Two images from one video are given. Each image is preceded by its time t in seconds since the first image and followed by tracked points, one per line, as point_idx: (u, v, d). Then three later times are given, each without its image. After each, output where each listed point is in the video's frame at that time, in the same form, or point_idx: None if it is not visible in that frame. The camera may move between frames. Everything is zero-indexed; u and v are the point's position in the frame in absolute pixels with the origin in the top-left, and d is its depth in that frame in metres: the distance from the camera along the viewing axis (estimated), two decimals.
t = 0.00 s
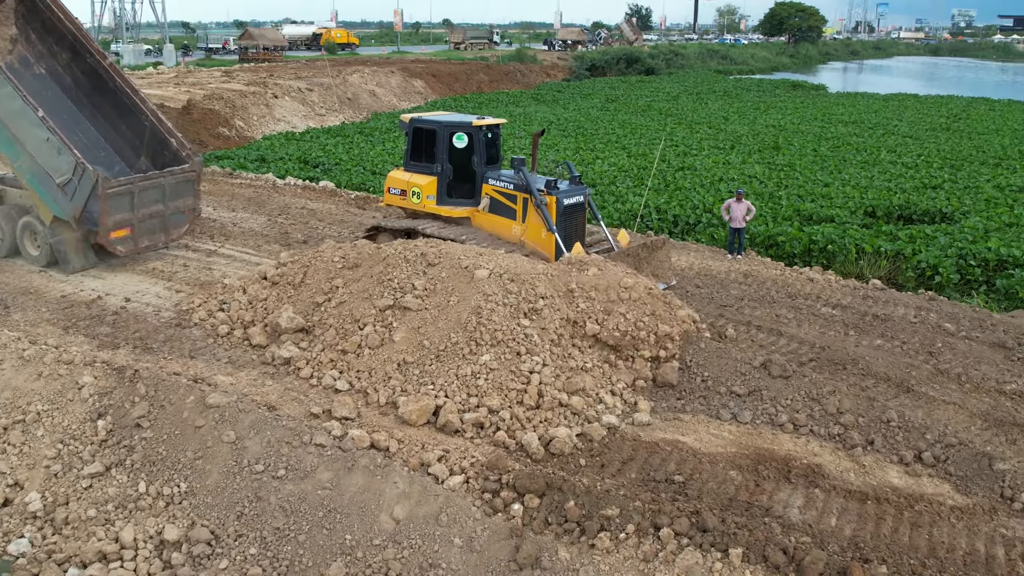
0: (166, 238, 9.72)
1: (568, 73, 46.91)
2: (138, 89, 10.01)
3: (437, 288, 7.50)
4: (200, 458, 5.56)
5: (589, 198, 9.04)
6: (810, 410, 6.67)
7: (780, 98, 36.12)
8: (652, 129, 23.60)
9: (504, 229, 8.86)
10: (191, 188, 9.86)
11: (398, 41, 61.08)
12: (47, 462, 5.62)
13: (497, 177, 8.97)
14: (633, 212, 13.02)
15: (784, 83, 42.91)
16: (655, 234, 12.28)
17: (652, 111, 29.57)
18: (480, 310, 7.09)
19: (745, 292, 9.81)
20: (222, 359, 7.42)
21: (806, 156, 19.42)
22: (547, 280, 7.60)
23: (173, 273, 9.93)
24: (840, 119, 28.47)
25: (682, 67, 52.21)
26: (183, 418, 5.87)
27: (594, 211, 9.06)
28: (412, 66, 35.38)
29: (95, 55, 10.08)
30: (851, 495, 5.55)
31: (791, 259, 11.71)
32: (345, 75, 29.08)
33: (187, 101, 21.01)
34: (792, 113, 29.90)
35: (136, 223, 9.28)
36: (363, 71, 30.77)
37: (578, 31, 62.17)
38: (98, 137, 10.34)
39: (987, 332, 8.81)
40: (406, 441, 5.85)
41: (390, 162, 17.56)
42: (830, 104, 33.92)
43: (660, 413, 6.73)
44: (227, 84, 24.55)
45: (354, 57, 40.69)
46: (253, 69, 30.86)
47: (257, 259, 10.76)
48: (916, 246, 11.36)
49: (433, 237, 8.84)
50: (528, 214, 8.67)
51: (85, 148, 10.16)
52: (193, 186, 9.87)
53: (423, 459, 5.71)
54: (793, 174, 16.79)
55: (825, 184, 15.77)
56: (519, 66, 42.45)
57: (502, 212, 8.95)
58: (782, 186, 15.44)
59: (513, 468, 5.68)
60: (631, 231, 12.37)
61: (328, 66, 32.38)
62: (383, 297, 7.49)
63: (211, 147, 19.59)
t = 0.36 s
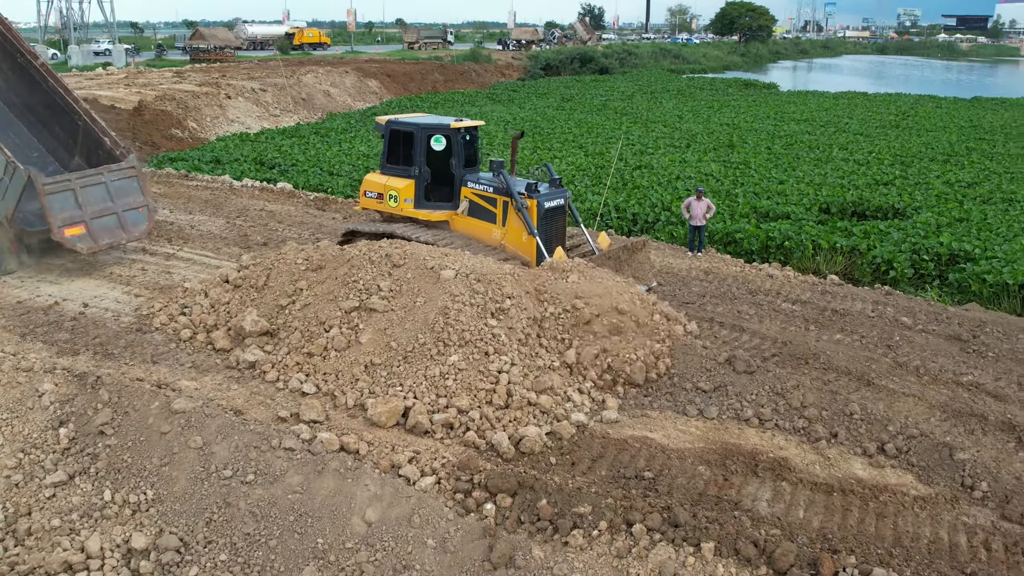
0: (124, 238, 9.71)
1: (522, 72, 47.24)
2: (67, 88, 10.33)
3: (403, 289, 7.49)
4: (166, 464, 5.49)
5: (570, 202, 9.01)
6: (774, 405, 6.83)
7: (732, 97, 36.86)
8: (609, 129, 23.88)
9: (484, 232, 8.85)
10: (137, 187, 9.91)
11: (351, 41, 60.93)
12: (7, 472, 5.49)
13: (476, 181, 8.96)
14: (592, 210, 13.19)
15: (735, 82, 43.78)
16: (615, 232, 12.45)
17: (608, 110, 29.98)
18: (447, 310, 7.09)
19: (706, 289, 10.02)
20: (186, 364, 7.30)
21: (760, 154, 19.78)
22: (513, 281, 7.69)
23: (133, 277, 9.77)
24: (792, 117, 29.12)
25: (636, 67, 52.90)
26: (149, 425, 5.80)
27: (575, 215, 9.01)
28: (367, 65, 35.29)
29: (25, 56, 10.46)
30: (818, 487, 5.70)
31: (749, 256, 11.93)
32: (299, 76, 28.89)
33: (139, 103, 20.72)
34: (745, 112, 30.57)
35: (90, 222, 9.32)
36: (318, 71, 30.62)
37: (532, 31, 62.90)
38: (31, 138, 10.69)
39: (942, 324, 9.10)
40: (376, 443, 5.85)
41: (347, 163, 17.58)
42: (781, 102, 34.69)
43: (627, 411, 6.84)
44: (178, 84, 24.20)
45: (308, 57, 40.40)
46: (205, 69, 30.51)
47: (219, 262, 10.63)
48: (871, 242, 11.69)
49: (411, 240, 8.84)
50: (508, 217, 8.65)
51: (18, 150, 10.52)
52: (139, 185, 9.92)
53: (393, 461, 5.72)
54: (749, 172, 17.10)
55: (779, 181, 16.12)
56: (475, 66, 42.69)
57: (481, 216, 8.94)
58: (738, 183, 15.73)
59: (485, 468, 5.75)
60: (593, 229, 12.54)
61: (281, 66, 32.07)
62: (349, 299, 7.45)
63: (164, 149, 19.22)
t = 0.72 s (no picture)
0: (59, 234, 9.74)
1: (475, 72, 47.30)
2: None
3: (370, 290, 7.45)
4: (133, 472, 5.41)
5: (551, 204, 9.00)
6: (740, 400, 6.95)
7: (685, 97, 37.38)
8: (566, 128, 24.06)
9: (465, 237, 8.83)
10: (69, 184, 10.01)
11: (300, 40, 60.34)
12: None
13: (456, 185, 8.92)
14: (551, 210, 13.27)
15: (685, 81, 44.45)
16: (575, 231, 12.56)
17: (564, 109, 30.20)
18: (415, 311, 7.08)
19: (669, 286, 10.16)
20: (148, 370, 7.16)
21: (714, 152, 20.08)
22: (480, 281, 7.71)
23: (89, 283, 9.55)
24: (743, 115, 29.67)
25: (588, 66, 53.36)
26: (114, 433, 5.71)
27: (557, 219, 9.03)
28: (318, 66, 34.99)
29: None
30: (786, 480, 5.82)
31: (708, 253, 12.13)
32: (250, 76, 28.50)
33: (86, 104, 20.27)
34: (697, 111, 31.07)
35: (25, 219, 9.36)
36: (269, 71, 30.27)
37: (484, 31, 63.17)
38: None
39: (898, 318, 9.34)
40: (347, 447, 5.82)
41: (301, 164, 17.51)
42: (733, 101, 35.29)
43: (597, 408, 6.91)
44: (126, 86, 23.70)
45: (258, 58, 39.87)
46: (153, 70, 29.91)
47: (178, 265, 10.44)
48: (826, 238, 11.94)
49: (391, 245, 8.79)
50: (489, 221, 8.63)
51: None
52: (72, 182, 10.03)
53: (365, 464, 5.70)
54: (704, 170, 17.36)
55: (734, 179, 16.39)
56: (428, 65, 42.66)
57: (462, 220, 8.91)
58: (693, 182, 15.95)
59: (458, 468, 5.75)
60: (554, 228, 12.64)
61: (230, 66, 31.60)
62: (314, 301, 7.38)
63: (114, 151, 18.81)
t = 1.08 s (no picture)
0: None
1: (430, 72, 47.22)
2: None
3: (340, 292, 7.39)
4: (105, 480, 5.34)
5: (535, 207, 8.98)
6: (710, 395, 7.05)
7: (640, 95, 37.71)
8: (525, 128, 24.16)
9: (450, 241, 8.74)
10: None
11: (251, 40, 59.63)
12: None
13: (439, 188, 8.83)
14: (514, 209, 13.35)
15: (640, 81, 44.88)
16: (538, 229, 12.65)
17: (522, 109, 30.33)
18: (386, 312, 7.05)
19: (635, 283, 10.27)
20: (115, 375, 7.02)
21: (672, 151, 20.30)
22: (451, 281, 7.71)
23: (49, 288, 9.32)
24: (698, 114, 30.12)
25: (543, 66, 53.64)
26: (83, 440, 5.63)
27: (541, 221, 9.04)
28: (272, 66, 34.60)
29: None
30: (758, 472, 5.92)
31: (670, 251, 12.27)
32: (203, 76, 28.05)
33: (36, 105, 19.81)
34: (653, 109, 31.45)
35: None
36: (222, 71, 29.83)
37: (438, 30, 63.23)
38: None
39: (860, 312, 9.54)
40: (321, 449, 5.77)
41: (259, 165, 17.34)
42: (689, 100, 35.70)
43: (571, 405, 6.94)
44: (75, 87, 23.16)
45: (210, 58, 39.26)
46: (102, 70, 29.26)
47: (141, 269, 10.25)
48: (785, 234, 12.14)
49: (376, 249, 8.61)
50: (474, 225, 8.57)
51: None
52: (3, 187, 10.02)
53: (341, 465, 5.67)
54: (663, 169, 17.54)
55: (692, 177, 16.58)
56: (383, 65, 42.52)
57: (447, 223, 8.82)
58: (653, 180, 16.11)
59: (435, 468, 5.74)
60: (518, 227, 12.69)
61: (183, 67, 31.07)
62: (283, 303, 7.30)
63: (66, 154, 18.41)
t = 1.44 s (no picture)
0: None
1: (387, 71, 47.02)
2: None
3: (311, 292, 7.33)
4: (77, 485, 5.25)
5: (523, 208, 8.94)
6: (683, 389, 7.12)
7: (596, 93, 38.02)
8: (486, 126, 24.21)
9: (438, 242, 8.68)
10: None
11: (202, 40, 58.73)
12: None
13: (427, 189, 8.77)
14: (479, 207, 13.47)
15: (596, 79, 45.18)
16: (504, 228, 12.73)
17: (482, 108, 30.45)
18: (360, 311, 7.00)
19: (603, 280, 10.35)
20: (83, 380, 6.87)
21: (632, 149, 20.47)
22: (424, 280, 7.69)
23: (7, 292, 9.09)
24: (655, 111, 30.45)
25: (499, 65, 53.80)
26: (54, 445, 5.53)
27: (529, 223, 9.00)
28: (226, 65, 34.18)
29: None
30: (733, 464, 6.01)
31: (635, 247, 12.40)
32: (155, 76, 27.55)
33: None
34: (610, 107, 31.71)
35: None
36: (175, 71, 29.35)
37: (393, 29, 63.24)
38: None
39: (824, 304, 9.71)
40: (298, 450, 5.71)
41: (218, 165, 17.12)
42: (646, 98, 36.02)
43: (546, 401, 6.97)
44: (25, 87, 22.60)
45: (161, 58, 38.56)
46: (51, 70, 28.56)
47: (105, 272, 10.05)
48: (747, 230, 12.33)
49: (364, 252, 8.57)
50: (463, 226, 8.50)
51: None
52: None
53: (319, 466, 5.62)
54: (623, 166, 17.69)
55: (653, 174, 16.77)
56: (338, 64, 42.30)
57: (435, 225, 8.76)
58: (614, 178, 16.25)
59: (414, 467, 5.72)
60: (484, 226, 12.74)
61: (136, 67, 30.49)
62: (254, 304, 7.21)
63: (16, 156, 17.97)
